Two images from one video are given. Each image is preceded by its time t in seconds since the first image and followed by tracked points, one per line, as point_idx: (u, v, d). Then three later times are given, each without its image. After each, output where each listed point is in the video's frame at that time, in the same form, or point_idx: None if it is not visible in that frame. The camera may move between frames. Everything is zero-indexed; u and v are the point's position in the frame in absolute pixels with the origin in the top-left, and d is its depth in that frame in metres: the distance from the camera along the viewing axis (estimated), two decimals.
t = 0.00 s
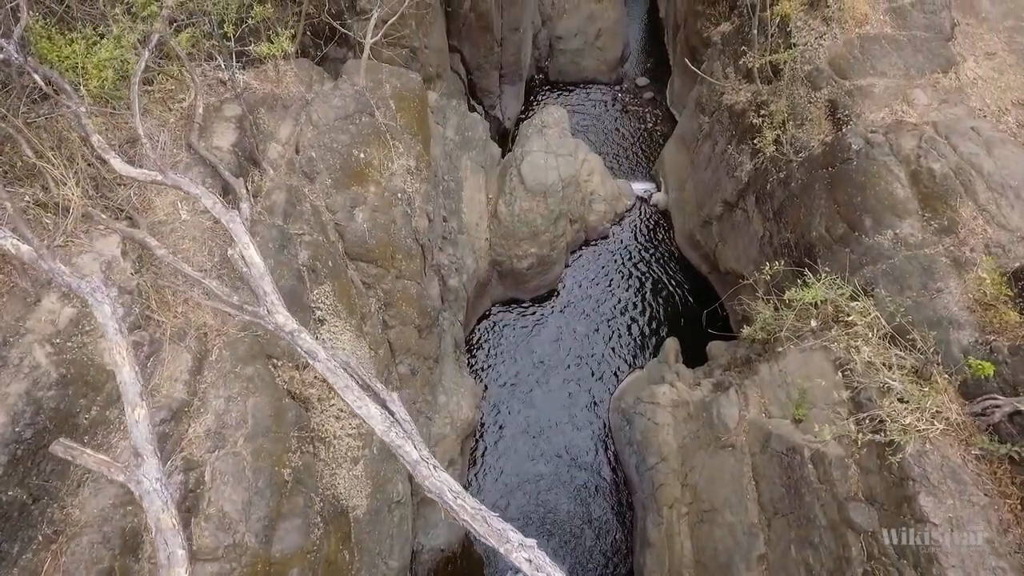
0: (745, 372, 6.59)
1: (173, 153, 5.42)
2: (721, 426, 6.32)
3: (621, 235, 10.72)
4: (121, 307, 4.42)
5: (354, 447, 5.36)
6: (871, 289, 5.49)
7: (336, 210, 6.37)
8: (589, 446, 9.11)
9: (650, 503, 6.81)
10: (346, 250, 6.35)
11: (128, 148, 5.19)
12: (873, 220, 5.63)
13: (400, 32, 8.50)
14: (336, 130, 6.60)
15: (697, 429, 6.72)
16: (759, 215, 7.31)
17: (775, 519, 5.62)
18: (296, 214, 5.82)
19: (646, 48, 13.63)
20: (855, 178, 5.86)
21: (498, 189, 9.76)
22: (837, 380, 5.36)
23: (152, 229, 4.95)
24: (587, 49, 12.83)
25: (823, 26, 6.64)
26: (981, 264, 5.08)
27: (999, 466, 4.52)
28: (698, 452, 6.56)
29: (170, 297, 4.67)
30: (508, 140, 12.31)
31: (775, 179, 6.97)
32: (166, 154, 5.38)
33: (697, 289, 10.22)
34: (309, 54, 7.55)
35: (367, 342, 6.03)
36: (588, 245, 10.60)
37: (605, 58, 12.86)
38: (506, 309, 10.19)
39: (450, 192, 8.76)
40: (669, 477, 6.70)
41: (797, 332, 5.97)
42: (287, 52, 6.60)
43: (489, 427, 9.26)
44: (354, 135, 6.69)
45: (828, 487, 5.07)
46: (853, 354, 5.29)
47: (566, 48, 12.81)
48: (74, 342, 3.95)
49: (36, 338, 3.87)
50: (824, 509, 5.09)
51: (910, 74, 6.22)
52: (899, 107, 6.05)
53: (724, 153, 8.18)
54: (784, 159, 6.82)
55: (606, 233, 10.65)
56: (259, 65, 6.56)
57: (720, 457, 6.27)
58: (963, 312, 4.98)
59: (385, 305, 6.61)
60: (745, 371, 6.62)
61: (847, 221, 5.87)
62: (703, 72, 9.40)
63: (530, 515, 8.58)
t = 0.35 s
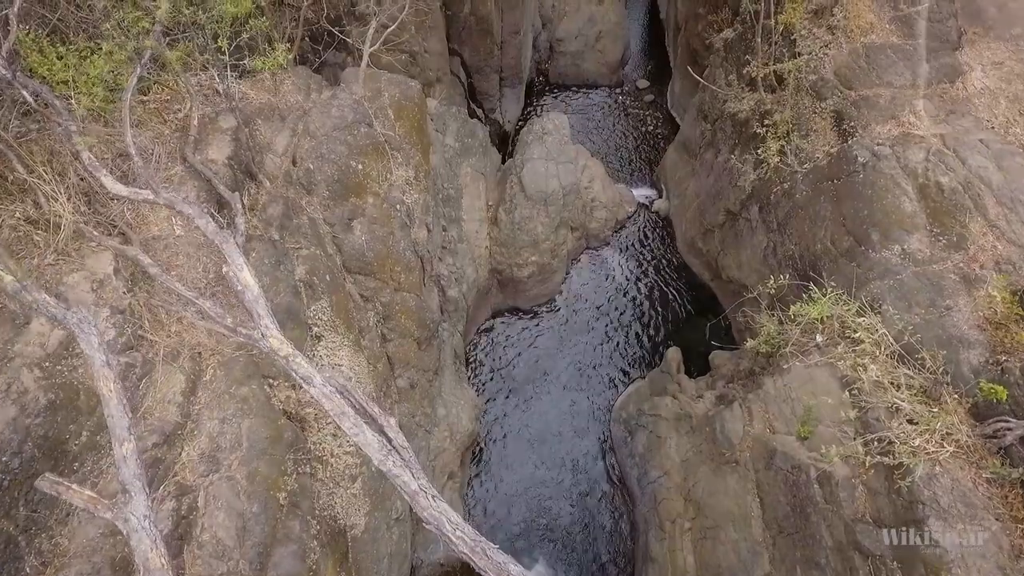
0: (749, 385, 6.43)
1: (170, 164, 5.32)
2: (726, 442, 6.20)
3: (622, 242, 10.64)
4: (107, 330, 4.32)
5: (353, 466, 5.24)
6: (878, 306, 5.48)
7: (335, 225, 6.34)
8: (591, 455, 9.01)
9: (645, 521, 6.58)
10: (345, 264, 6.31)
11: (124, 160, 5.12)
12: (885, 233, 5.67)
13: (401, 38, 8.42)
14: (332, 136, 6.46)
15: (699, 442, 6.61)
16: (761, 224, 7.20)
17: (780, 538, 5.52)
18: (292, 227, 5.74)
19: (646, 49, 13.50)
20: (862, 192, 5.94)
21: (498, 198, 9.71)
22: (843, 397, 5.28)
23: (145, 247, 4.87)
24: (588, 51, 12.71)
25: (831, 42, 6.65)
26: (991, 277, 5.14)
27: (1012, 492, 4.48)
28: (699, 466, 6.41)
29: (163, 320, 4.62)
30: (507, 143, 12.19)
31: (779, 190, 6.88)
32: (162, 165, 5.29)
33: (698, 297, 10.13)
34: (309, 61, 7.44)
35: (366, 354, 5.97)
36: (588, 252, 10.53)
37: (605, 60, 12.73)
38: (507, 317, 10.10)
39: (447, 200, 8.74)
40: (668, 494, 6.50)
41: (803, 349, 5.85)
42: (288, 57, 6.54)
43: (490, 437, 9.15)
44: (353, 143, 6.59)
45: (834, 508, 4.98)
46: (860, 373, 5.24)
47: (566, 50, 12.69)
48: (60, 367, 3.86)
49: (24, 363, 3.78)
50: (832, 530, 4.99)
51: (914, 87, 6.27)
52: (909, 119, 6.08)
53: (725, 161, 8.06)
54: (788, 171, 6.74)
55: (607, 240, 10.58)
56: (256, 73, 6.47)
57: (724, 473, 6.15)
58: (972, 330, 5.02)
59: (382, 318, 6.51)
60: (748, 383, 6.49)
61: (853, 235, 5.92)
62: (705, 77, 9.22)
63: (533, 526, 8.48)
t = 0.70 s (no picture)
0: (814, 405, 7.25)
1: (177, 183, 7.08)
2: (781, 462, 7.28)
3: (618, 259, 11.06)
4: (150, 334, 6.60)
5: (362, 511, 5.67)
6: (887, 322, 7.43)
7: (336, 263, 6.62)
8: (582, 471, 9.80)
9: (646, 516, 8.50)
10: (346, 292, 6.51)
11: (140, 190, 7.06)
12: (971, 255, 7.49)
13: (400, 45, 9.39)
14: (337, 149, 8.36)
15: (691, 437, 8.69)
16: (835, 249, 8.08)
17: None
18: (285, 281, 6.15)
19: (646, 44, 13.09)
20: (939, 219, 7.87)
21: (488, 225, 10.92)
22: (849, 415, 7.04)
23: (157, 275, 6.94)
24: (588, 53, 12.63)
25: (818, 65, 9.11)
26: (1000, 288, 7.20)
27: None
28: (699, 466, 8.29)
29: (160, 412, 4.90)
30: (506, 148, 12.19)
31: (789, 229, 8.42)
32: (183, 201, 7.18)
33: (696, 301, 9.79)
34: (306, 55, 8.73)
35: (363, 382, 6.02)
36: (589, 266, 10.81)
37: (604, 60, 12.68)
38: (506, 321, 10.03)
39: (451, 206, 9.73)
40: (667, 494, 8.39)
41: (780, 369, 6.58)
42: (280, 58, 8.20)
43: (489, 447, 9.88)
44: (356, 156, 8.69)
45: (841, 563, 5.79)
46: (873, 384, 7.07)
47: (566, 52, 12.58)
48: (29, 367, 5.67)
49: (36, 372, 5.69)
50: None
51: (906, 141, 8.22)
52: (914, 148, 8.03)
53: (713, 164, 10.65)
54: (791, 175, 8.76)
55: (603, 257, 11.07)
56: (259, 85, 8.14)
57: (765, 485, 7.40)
58: (920, 334, 7.28)
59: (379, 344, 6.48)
60: (831, 397, 7.21)
61: (857, 241, 8.03)
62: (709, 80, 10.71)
63: (525, 533, 9.38)
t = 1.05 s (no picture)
0: (804, 406, 7.47)
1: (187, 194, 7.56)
2: (772, 463, 7.44)
3: (614, 270, 11.97)
4: (160, 338, 6.83)
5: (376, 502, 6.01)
6: (882, 330, 7.89)
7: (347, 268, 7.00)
8: (578, 472, 10.45)
9: (643, 513, 8.93)
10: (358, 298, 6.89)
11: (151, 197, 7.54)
12: (961, 260, 8.14)
13: (402, 51, 9.98)
14: (342, 158, 9.10)
15: (687, 437, 9.45)
16: (827, 254, 8.26)
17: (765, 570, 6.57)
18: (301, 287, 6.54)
19: (642, 46, 13.81)
20: (928, 225, 8.32)
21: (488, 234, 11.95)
22: (837, 413, 7.38)
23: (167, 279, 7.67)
24: (586, 53, 13.14)
25: (811, 74, 10.26)
26: (987, 293, 7.95)
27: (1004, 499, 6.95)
28: (694, 465, 8.73)
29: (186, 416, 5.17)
30: (507, 152, 13.05)
31: (782, 235, 8.40)
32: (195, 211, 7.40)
33: (689, 305, 9.35)
34: (312, 62, 9.67)
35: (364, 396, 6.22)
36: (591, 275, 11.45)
37: (602, 59, 13.21)
38: (505, 323, 9.84)
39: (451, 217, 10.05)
40: (663, 494, 8.95)
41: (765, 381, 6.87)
42: (284, 66, 9.27)
43: (492, 446, 10.57)
44: (361, 162, 9.50)
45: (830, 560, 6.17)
46: (861, 384, 7.56)
47: (565, 53, 13.14)
48: (47, 371, 5.98)
49: (56, 372, 6.08)
50: None
51: (897, 148, 8.45)
52: (903, 157, 8.22)
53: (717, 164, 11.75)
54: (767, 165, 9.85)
55: (602, 267, 11.95)
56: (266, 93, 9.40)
57: (756, 484, 7.60)
58: (909, 339, 7.83)
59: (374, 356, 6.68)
60: (820, 399, 7.46)
61: (849, 248, 8.25)
62: (707, 86, 12.09)
63: (523, 530, 10.12)
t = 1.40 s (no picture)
0: (794, 408, 7.73)
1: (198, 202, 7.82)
2: (763, 463, 7.70)
3: (612, 273, 12.23)
4: (172, 341, 7.12)
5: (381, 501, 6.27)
6: (871, 334, 8.13)
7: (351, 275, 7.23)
8: (576, 470, 10.72)
9: (639, 512, 9.20)
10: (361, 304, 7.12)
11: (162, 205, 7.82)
12: (948, 266, 8.39)
13: (404, 58, 10.22)
14: (346, 166, 9.34)
15: (683, 437, 9.66)
16: (817, 260, 8.51)
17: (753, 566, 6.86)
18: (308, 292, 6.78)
19: (640, 50, 14.03)
20: (915, 231, 8.56)
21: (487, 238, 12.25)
22: (826, 414, 7.63)
23: (178, 284, 7.93)
24: (585, 57, 13.37)
25: (804, 82, 10.48)
26: (973, 298, 8.21)
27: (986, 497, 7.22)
28: (689, 465, 8.96)
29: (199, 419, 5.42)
30: (507, 156, 13.31)
31: (774, 241, 8.63)
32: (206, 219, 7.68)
33: (684, 308, 9.59)
34: (317, 69, 9.82)
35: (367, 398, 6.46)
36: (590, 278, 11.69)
37: (600, 63, 13.44)
38: (505, 326, 10.06)
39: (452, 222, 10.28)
40: (659, 493, 9.20)
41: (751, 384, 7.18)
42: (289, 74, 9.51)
43: (492, 443, 10.86)
44: (365, 170, 9.75)
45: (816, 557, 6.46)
46: (850, 387, 7.81)
47: (564, 57, 13.38)
48: (65, 373, 6.31)
49: (75, 373, 6.37)
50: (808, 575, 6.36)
51: (886, 156, 8.67)
52: (893, 165, 8.59)
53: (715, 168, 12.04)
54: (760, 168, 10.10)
55: (601, 270, 12.21)
56: (271, 100, 9.64)
57: (748, 483, 7.83)
58: (897, 343, 8.08)
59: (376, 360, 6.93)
60: (810, 401, 7.72)
61: (840, 255, 8.48)
62: (704, 91, 12.36)
63: (522, 525, 10.41)
